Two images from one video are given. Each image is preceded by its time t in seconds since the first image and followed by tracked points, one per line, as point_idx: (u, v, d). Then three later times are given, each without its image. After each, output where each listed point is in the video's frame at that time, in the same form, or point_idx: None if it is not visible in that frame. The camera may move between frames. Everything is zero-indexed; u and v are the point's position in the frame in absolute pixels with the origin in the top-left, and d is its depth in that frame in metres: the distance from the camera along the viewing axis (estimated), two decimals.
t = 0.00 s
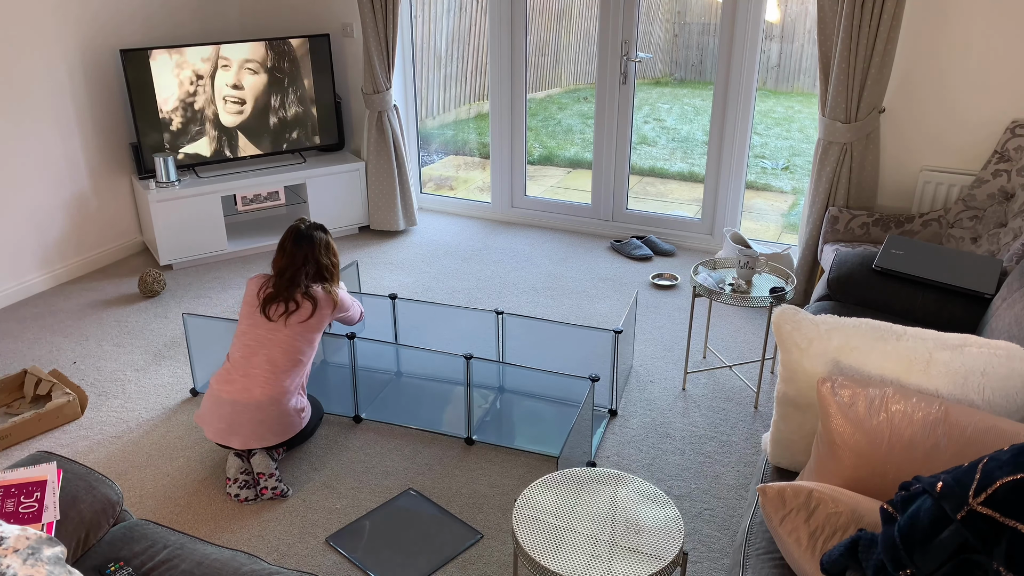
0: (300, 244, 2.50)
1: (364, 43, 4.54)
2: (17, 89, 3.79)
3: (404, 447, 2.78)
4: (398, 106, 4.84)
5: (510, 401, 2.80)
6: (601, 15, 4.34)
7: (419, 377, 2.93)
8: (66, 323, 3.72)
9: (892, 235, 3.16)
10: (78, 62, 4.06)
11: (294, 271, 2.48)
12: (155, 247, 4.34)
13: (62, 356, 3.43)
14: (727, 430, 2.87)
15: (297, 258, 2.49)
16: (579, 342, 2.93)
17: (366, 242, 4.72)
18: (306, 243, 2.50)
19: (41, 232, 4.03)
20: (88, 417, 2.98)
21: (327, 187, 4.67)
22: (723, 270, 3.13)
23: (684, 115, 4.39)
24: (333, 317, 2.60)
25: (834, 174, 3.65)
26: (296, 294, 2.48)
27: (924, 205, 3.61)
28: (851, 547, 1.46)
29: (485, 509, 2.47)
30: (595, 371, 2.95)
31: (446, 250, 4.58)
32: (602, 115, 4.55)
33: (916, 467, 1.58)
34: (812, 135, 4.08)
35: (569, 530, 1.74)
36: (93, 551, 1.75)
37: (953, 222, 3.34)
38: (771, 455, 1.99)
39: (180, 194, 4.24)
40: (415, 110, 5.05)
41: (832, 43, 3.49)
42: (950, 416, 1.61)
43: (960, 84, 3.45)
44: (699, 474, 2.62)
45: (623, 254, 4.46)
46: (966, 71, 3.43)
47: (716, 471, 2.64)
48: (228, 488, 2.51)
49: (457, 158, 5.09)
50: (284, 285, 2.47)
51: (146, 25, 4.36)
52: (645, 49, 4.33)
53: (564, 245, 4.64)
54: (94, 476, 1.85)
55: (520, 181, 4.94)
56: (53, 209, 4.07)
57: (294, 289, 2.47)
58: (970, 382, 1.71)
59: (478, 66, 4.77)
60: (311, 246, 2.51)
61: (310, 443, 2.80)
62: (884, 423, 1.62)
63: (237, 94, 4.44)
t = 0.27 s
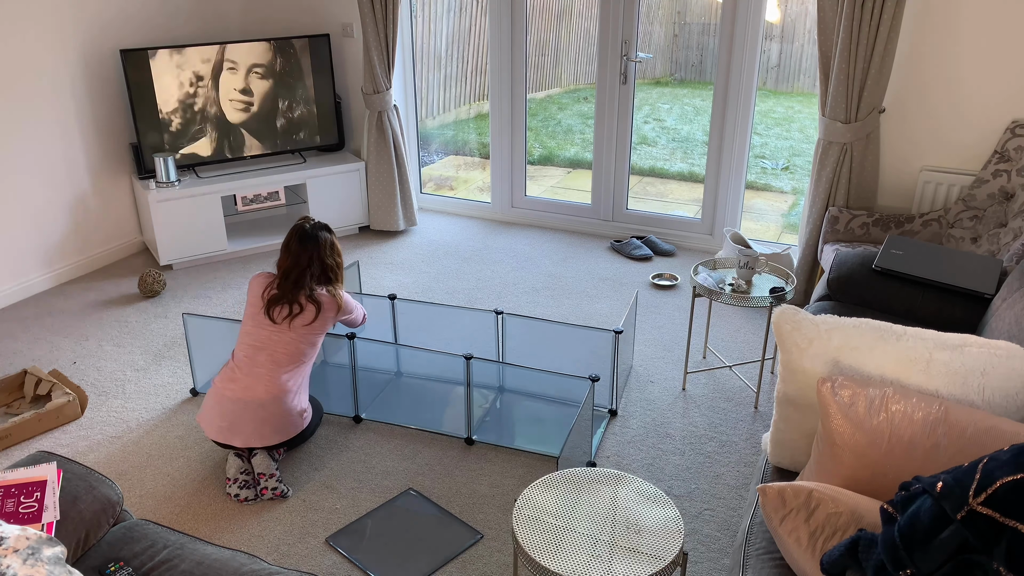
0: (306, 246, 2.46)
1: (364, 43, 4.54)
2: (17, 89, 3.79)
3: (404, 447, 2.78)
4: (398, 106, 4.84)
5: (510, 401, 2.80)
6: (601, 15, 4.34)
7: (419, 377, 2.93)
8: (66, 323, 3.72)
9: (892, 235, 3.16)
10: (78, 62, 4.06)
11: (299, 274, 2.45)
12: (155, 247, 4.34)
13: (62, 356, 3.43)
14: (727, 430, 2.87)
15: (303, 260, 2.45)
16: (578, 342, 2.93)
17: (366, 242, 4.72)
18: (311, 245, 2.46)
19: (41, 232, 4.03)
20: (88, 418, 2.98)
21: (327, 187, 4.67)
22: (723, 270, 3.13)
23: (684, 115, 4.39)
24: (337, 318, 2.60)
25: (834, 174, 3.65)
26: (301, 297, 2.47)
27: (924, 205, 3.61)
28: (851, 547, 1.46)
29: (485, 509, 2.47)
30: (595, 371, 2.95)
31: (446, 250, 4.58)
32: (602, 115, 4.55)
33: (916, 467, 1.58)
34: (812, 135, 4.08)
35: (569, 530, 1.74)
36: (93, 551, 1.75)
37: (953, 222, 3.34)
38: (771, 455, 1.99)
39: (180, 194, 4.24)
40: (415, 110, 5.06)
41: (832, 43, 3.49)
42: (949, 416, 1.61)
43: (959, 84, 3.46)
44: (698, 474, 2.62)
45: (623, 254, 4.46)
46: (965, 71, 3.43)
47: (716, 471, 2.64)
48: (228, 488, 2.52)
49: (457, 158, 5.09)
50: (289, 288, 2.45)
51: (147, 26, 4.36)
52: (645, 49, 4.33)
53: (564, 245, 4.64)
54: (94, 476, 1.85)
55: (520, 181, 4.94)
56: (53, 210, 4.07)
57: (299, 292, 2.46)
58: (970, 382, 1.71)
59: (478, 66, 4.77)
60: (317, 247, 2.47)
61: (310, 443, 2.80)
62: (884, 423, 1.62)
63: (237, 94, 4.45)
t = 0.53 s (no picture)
0: (307, 201, 2.56)
1: (364, 43, 4.54)
2: (17, 89, 3.79)
3: (404, 447, 2.78)
4: (398, 106, 4.84)
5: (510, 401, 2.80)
6: (601, 15, 4.34)
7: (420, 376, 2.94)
8: (66, 323, 3.72)
9: (892, 235, 3.16)
10: (78, 63, 4.06)
11: (299, 229, 2.55)
12: (155, 247, 4.34)
13: (62, 356, 3.43)
14: (727, 430, 2.87)
15: (303, 215, 2.55)
16: (579, 342, 2.93)
17: (366, 242, 4.72)
18: (312, 200, 2.56)
19: (41, 232, 4.03)
20: (88, 417, 2.98)
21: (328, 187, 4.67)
22: (723, 270, 3.13)
23: (684, 115, 4.39)
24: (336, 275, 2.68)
25: (834, 174, 3.66)
26: (300, 251, 2.56)
27: (924, 205, 3.61)
28: (851, 547, 1.46)
29: (485, 509, 2.47)
30: (595, 371, 2.95)
31: (446, 250, 4.58)
32: (602, 115, 4.55)
33: (917, 467, 1.58)
34: (812, 135, 4.08)
35: (569, 530, 1.74)
36: (93, 551, 1.75)
37: (953, 222, 3.34)
38: (771, 455, 1.99)
39: (180, 194, 4.23)
40: (415, 110, 5.05)
41: (831, 43, 3.49)
42: (950, 416, 1.61)
43: (959, 84, 3.45)
44: (698, 474, 2.62)
45: (623, 254, 4.46)
46: (965, 71, 3.43)
47: (716, 471, 2.64)
48: (228, 485, 2.49)
49: (457, 158, 5.09)
50: (289, 242, 2.55)
51: (147, 26, 4.36)
52: (645, 49, 4.33)
53: (564, 245, 4.64)
54: (94, 476, 1.85)
55: (520, 181, 4.94)
56: (53, 209, 4.07)
57: (298, 247, 2.55)
58: (970, 382, 1.71)
59: (478, 66, 4.77)
60: (317, 203, 2.56)
61: (310, 443, 2.80)
62: (884, 424, 1.62)
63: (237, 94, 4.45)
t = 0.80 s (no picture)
0: (309, 180, 2.68)
1: (364, 43, 4.54)
2: (17, 89, 3.79)
3: (404, 447, 2.78)
4: (398, 106, 4.84)
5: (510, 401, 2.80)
6: (601, 15, 4.34)
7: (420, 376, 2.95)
8: (66, 323, 3.72)
9: (892, 235, 3.15)
10: (78, 63, 4.06)
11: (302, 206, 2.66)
12: (155, 247, 4.34)
13: (62, 356, 3.43)
14: (727, 430, 2.87)
15: (306, 193, 2.66)
16: (579, 342, 2.93)
17: (366, 242, 4.72)
18: (314, 178, 2.68)
19: (41, 232, 4.03)
20: (88, 417, 2.98)
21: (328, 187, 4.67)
22: (723, 270, 3.13)
23: (684, 115, 4.39)
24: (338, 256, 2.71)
25: (833, 174, 3.65)
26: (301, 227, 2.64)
27: (924, 205, 3.61)
28: (851, 547, 1.46)
29: (485, 509, 2.47)
30: (595, 371, 2.95)
31: (446, 250, 4.58)
32: (602, 115, 4.55)
33: (917, 467, 1.58)
34: (812, 135, 4.08)
35: (569, 530, 1.74)
36: (93, 551, 1.75)
37: (953, 222, 3.34)
38: (771, 455, 1.99)
39: (180, 194, 4.24)
40: (415, 110, 5.05)
41: (832, 43, 3.49)
42: (950, 416, 1.61)
43: (959, 85, 3.46)
44: (698, 474, 2.62)
45: (623, 254, 4.46)
46: (965, 71, 3.43)
47: (716, 471, 2.64)
48: (223, 470, 2.49)
49: (457, 158, 5.09)
50: (292, 219, 2.65)
51: (147, 26, 4.36)
52: (645, 49, 4.33)
53: (564, 245, 4.64)
54: (94, 476, 1.85)
55: (520, 181, 4.94)
56: (53, 209, 4.07)
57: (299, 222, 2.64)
58: (970, 382, 1.71)
59: (478, 66, 4.76)
60: (319, 181, 2.68)
61: (309, 443, 2.80)
62: (884, 423, 1.62)
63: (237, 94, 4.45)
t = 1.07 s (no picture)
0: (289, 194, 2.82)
1: (364, 43, 4.54)
2: (17, 88, 3.79)
3: (404, 447, 2.78)
4: (398, 106, 4.84)
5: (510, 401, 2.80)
6: (601, 15, 4.34)
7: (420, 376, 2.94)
8: (66, 323, 3.72)
9: (891, 235, 3.15)
10: (78, 62, 4.06)
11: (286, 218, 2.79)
12: (155, 247, 4.34)
13: (62, 356, 3.43)
14: (727, 430, 2.87)
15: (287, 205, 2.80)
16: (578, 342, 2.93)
17: (366, 242, 4.72)
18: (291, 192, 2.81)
19: (41, 232, 4.03)
20: (88, 417, 2.98)
21: (327, 187, 4.67)
22: (723, 270, 3.13)
23: (684, 115, 4.39)
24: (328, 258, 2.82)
25: (834, 174, 3.65)
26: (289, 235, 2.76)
27: (924, 205, 3.61)
28: (851, 547, 1.46)
29: (485, 509, 2.47)
30: (595, 371, 2.95)
31: (446, 250, 4.58)
32: (602, 115, 4.55)
33: (917, 467, 1.58)
34: (812, 135, 4.08)
35: (569, 530, 1.74)
36: (93, 551, 1.75)
37: (953, 222, 3.34)
38: (771, 455, 1.99)
39: (180, 194, 4.24)
40: (415, 110, 5.06)
41: (832, 43, 3.49)
42: (950, 416, 1.61)
43: (959, 85, 3.46)
44: (698, 474, 2.62)
45: (623, 254, 4.46)
46: (965, 71, 3.43)
47: (716, 471, 2.64)
48: (223, 473, 2.49)
49: (457, 158, 5.09)
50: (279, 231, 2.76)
51: (147, 26, 4.36)
52: (645, 49, 4.33)
53: (564, 245, 4.64)
54: (94, 476, 1.85)
55: (520, 181, 4.94)
56: (53, 209, 4.07)
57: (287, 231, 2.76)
58: (970, 382, 1.71)
59: (478, 66, 4.76)
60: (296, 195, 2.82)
61: (309, 443, 2.80)
62: (884, 424, 1.62)
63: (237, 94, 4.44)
